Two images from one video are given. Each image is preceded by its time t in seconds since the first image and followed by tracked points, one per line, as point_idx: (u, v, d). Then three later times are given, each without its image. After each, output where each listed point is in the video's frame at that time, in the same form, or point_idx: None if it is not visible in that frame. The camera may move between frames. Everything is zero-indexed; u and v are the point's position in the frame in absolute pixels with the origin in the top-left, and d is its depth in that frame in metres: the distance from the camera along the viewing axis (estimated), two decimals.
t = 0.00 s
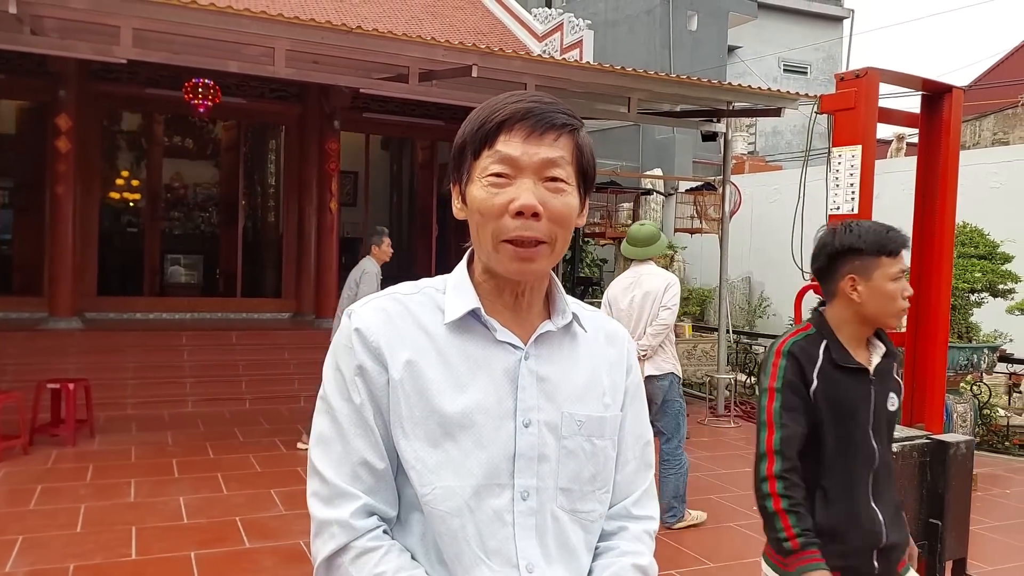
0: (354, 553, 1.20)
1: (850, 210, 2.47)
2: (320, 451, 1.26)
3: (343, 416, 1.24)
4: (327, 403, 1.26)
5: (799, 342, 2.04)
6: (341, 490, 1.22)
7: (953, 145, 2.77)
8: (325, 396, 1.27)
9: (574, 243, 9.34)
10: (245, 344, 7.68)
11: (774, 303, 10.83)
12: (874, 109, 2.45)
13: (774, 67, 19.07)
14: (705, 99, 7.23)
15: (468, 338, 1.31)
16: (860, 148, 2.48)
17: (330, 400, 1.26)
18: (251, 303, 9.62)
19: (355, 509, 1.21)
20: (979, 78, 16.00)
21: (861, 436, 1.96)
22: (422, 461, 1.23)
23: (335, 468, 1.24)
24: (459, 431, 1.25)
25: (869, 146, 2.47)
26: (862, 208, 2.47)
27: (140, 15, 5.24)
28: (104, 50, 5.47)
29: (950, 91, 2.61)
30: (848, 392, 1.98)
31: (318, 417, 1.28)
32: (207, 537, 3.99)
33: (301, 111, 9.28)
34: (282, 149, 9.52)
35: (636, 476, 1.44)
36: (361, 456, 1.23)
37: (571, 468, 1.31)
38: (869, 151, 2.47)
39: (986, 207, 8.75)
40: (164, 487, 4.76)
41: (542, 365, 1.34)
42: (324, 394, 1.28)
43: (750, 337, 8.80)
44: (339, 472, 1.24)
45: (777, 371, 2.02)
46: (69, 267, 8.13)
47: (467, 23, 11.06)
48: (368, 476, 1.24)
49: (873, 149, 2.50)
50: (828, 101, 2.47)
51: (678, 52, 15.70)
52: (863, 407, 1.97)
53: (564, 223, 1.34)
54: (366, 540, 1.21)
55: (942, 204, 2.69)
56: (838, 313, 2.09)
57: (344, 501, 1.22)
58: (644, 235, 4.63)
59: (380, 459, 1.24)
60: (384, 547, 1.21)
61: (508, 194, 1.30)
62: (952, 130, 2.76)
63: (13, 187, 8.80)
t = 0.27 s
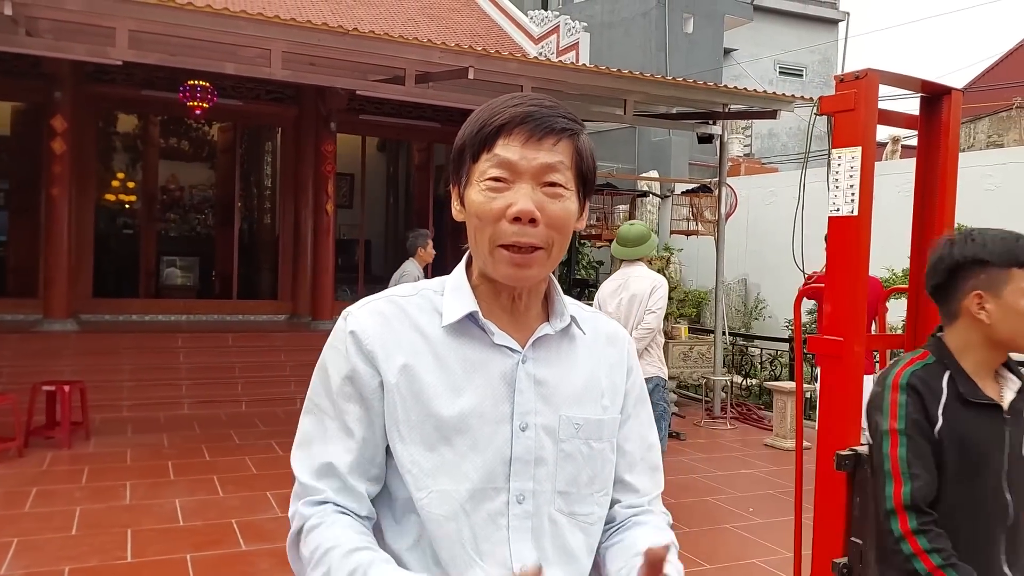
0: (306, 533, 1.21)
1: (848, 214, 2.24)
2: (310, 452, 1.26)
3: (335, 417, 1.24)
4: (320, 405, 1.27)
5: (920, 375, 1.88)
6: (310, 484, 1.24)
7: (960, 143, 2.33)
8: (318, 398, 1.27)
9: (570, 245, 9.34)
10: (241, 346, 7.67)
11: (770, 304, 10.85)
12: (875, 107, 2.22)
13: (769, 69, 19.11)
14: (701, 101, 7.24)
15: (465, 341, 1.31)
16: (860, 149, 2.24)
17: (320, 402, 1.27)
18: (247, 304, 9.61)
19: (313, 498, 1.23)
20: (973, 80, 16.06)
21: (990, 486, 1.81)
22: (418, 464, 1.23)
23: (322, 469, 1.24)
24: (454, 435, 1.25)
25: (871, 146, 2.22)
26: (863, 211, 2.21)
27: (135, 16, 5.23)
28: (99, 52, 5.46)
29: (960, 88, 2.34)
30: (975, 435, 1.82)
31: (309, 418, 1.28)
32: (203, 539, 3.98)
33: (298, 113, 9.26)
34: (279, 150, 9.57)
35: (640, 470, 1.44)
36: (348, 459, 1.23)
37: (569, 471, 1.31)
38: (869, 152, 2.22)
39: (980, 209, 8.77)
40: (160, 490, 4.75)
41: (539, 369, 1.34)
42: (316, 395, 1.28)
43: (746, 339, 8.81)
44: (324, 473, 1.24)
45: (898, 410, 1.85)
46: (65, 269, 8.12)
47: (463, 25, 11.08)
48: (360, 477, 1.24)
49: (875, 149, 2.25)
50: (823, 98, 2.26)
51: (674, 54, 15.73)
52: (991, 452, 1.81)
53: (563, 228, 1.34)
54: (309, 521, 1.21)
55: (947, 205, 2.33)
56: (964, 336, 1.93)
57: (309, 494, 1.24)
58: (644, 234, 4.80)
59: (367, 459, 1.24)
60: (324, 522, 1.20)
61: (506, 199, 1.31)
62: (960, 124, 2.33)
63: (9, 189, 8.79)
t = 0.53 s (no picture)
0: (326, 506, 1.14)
1: (847, 216, 2.25)
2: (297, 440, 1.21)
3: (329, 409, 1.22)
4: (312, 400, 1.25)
5: None
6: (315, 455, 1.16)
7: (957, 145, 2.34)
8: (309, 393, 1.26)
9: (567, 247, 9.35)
10: (237, 348, 7.66)
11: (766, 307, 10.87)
12: (874, 111, 2.23)
13: (766, 71, 19.13)
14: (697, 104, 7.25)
15: (459, 343, 1.31)
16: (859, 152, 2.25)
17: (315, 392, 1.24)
18: (243, 307, 9.60)
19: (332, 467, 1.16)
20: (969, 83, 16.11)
21: None
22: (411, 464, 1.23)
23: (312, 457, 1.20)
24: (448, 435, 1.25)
25: (870, 149, 2.22)
26: (863, 213, 2.21)
27: (132, 19, 5.22)
28: (95, 54, 5.45)
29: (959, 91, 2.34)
30: None
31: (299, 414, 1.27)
32: (199, 542, 3.98)
33: (294, 115, 9.26)
34: (275, 152, 9.57)
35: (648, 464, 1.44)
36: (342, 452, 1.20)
37: (562, 473, 1.32)
38: (869, 156, 2.22)
39: (976, 212, 8.80)
40: (156, 493, 4.74)
41: (534, 371, 1.35)
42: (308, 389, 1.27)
43: (742, 341, 8.82)
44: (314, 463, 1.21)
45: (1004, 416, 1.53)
46: (61, 272, 8.10)
47: (460, 28, 11.09)
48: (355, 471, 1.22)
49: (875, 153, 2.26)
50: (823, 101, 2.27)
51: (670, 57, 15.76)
52: None
53: (560, 234, 1.34)
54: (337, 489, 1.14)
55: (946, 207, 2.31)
56: None
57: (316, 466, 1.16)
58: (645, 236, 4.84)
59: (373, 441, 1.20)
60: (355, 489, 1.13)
61: (504, 203, 1.31)
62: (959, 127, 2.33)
63: (4, 191, 8.76)
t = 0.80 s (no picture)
0: (313, 539, 1.18)
1: (846, 218, 2.24)
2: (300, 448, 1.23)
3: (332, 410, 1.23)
4: (316, 401, 1.26)
5: None
6: (304, 480, 1.21)
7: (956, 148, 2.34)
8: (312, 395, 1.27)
9: (564, 249, 9.35)
10: (233, 350, 7.64)
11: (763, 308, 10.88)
12: (873, 111, 2.23)
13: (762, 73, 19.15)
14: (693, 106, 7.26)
15: (457, 343, 1.31)
16: (858, 153, 2.24)
17: (315, 391, 1.26)
18: (238, 309, 9.60)
19: (316, 497, 1.20)
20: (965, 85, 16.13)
21: None
22: (410, 465, 1.23)
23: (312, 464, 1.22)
24: (447, 434, 1.25)
25: (869, 150, 2.22)
26: (862, 214, 2.21)
27: (128, 20, 5.22)
28: (92, 56, 5.45)
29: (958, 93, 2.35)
30: None
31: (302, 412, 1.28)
32: (194, 544, 3.97)
33: (291, 117, 9.28)
34: (272, 153, 9.57)
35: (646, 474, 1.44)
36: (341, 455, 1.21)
37: (562, 473, 1.31)
38: (868, 155, 2.22)
39: (972, 213, 8.81)
40: (152, 494, 4.73)
41: (532, 370, 1.34)
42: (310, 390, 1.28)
43: (739, 343, 8.82)
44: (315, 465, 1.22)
45: None
46: (57, 273, 8.08)
47: (457, 29, 11.10)
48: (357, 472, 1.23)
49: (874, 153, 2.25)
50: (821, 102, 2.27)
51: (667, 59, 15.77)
52: None
53: (551, 233, 1.34)
54: (323, 526, 1.18)
55: (943, 210, 2.31)
56: None
57: (304, 489, 1.21)
58: (640, 238, 4.86)
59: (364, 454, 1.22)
60: (344, 532, 1.18)
61: (494, 205, 1.31)
62: (956, 130, 2.33)
63: None
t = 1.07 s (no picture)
0: (341, 547, 1.22)
1: (844, 218, 2.24)
2: (305, 456, 1.26)
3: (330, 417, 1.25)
4: (314, 407, 1.27)
5: None
6: (321, 487, 1.23)
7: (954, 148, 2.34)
8: (311, 400, 1.28)
9: (561, 249, 9.36)
10: (231, 351, 7.64)
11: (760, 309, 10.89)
12: (871, 112, 2.23)
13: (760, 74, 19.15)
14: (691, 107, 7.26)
15: (456, 343, 1.32)
16: (855, 154, 2.24)
17: (315, 398, 1.27)
18: (236, 310, 9.60)
19: (337, 505, 1.23)
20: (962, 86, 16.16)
21: None
22: (411, 469, 1.24)
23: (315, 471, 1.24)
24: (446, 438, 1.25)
25: (866, 151, 2.22)
26: (859, 214, 2.21)
27: (126, 21, 5.21)
28: (90, 56, 5.44)
29: (954, 93, 2.36)
30: None
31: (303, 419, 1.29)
32: (192, 545, 3.96)
33: (289, 118, 9.31)
34: (270, 154, 9.57)
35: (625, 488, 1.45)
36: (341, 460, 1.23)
37: (563, 474, 1.31)
38: (865, 155, 2.22)
39: (969, 214, 8.83)
40: (150, 495, 4.72)
41: (530, 371, 1.34)
42: (308, 395, 1.29)
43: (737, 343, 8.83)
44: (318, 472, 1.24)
45: None
46: (54, 274, 8.06)
47: (455, 30, 11.10)
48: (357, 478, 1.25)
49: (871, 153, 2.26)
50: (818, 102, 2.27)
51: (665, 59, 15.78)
52: None
53: (552, 229, 1.34)
54: (350, 534, 1.21)
55: (941, 209, 2.31)
56: None
57: (320, 497, 1.23)
58: (625, 236, 4.89)
59: (362, 462, 1.24)
60: (370, 537, 1.22)
61: (495, 201, 1.31)
62: (954, 129, 2.34)
63: None
